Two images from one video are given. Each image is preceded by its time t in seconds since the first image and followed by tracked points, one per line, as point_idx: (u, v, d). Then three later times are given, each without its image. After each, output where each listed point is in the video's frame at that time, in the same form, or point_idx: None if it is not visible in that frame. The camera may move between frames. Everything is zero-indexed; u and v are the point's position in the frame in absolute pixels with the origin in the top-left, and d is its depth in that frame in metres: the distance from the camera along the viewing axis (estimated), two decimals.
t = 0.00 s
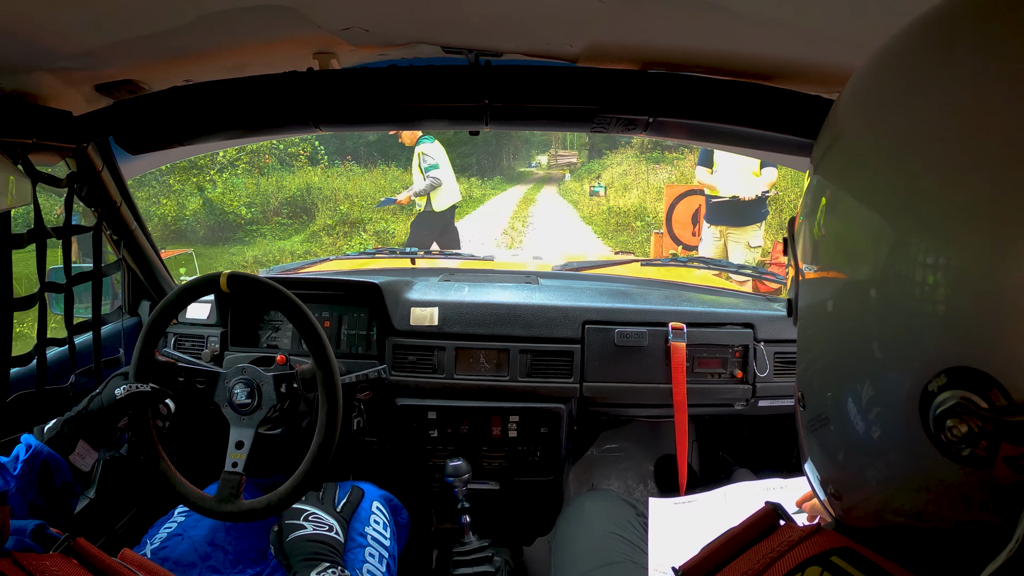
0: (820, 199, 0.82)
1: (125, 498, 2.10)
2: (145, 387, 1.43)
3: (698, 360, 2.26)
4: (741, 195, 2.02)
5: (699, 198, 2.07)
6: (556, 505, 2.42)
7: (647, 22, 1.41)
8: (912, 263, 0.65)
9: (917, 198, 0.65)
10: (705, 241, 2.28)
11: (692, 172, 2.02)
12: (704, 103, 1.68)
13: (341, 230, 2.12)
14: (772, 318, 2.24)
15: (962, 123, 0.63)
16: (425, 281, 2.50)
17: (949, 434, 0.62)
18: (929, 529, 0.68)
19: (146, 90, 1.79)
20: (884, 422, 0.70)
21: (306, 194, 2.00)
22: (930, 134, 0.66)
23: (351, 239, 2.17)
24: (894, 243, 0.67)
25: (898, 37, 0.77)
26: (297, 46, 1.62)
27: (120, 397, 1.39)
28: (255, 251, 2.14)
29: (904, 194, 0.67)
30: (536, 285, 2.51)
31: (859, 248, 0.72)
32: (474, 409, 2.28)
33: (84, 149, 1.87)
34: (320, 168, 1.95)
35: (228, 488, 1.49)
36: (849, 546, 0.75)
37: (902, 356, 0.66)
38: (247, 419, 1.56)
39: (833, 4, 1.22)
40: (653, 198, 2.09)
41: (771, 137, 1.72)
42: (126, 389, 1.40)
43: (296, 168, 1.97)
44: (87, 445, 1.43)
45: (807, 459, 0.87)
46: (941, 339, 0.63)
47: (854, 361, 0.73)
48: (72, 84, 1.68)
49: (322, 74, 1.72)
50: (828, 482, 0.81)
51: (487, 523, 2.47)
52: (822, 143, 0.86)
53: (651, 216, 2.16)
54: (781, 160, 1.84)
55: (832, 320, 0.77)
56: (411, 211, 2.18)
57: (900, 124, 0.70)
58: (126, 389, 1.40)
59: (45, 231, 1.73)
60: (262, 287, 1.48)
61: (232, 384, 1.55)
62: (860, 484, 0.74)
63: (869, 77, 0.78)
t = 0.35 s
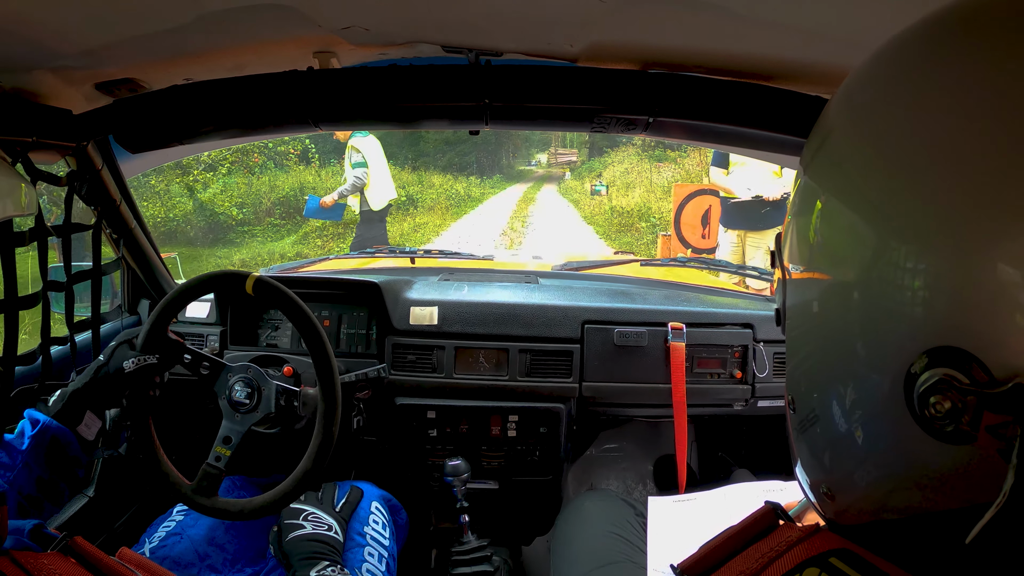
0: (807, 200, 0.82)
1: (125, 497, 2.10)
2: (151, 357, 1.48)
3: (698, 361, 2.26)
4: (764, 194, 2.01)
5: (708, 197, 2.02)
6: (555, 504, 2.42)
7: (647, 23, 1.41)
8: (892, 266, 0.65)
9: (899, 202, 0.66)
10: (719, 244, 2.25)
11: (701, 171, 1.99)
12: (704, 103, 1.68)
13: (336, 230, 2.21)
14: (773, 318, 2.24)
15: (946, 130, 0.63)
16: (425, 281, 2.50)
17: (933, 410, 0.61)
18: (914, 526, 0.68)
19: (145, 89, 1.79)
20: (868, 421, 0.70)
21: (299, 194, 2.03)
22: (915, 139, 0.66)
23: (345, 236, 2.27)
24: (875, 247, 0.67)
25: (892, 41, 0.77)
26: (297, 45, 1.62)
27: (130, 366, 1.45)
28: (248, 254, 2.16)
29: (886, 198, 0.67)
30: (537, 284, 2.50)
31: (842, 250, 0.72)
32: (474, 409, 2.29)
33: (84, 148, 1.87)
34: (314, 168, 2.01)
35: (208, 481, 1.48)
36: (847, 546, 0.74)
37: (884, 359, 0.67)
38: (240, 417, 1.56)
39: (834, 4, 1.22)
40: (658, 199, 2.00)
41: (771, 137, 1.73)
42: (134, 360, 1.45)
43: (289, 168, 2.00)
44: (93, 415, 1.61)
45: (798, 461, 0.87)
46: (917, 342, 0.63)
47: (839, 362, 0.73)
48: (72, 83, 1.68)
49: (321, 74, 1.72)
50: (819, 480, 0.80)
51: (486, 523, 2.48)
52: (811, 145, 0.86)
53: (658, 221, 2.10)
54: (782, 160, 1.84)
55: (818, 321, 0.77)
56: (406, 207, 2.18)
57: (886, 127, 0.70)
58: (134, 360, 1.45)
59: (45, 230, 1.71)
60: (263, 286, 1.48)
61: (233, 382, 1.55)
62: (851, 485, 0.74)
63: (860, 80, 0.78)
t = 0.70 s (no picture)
0: (796, 196, 0.82)
1: (126, 498, 2.10)
2: (152, 360, 1.46)
3: (699, 360, 2.25)
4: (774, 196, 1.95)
5: (718, 199, 2.01)
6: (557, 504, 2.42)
7: (646, 21, 1.41)
8: (881, 262, 0.65)
9: (887, 197, 0.65)
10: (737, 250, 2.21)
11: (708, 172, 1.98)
12: (703, 102, 1.68)
13: (328, 231, 2.25)
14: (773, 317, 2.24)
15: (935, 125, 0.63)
16: (425, 281, 2.50)
17: (924, 414, 0.61)
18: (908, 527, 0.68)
19: (146, 90, 1.80)
20: (857, 420, 0.70)
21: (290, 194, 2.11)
22: (903, 133, 0.66)
23: (336, 237, 2.29)
24: (864, 242, 0.67)
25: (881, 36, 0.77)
26: (297, 46, 1.62)
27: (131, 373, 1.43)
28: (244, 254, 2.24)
29: (874, 194, 0.67)
30: (537, 285, 2.49)
31: (831, 246, 0.72)
32: (475, 409, 2.29)
33: (84, 149, 1.87)
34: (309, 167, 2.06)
35: (208, 483, 1.49)
36: (841, 547, 0.76)
37: (874, 355, 0.66)
38: (241, 418, 1.56)
39: (833, 2, 1.22)
40: (659, 199, 2.05)
41: (771, 136, 1.73)
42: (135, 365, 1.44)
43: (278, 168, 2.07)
44: (99, 427, 1.47)
45: (791, 459, 0.87)
46: (907, 338, 0.63)
47: (829, 358, 0.73)
48: (73, 84, 1.68)
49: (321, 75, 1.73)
50: (812, 482, 0.80)
51: (487, 523, 2.48)
52: (800, 141, 0.86)
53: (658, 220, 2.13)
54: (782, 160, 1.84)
55: (809, 317, 0.76)
56: (404, 208, 2.13)
57: (874, 122, 0.70)
58: (135, 365, 1.44)
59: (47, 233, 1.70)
60: (262, 287, 1.48)
61: (233, 383, 1.55)
62: (841, 485, 0.74)
63: (848, 76, 0.78)
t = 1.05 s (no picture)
0: (803, 198, 0.82)
1: (125, 498, 2.10)
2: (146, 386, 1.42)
3: (698, 360, 2.26)
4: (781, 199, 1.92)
5: (727, 201, 1.99)
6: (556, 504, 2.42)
7: (647, 22, 1.41)
8: (887, 263, 0.65)
9: (894, 199, 0.66)
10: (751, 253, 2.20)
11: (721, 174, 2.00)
12: (704, 102, 1.68)
13: (320, 233, 2.15)
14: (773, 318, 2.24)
15: (942, 127, 0.63)
16: (425, 280, 2.50)
17: (933, 418, 0.61)
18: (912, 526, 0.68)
19: (145, 89, 1.79)
20: (863, 421, 0.70)
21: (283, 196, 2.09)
22: (910, 136, 0.66)
23: (325, 240, 2.19)
24: (870, 244, 0.67)
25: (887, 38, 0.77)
26: (297, 45, 1.62)
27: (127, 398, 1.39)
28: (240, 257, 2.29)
29: (880, 196, 0.67)
30: (537, 284, 2.49)
31: (838, 248, 0.72)
32: (474, 409, 2.29)
33: (84, 148, 1.87)
34: (308, 167, 1.99)
35: (225, 487, 1.49)
36: (846, 550, 0.76)
37: (880, 357, 0.67)
38: (246, 419, 1.56)
39: (834, 3, 1.22)
40: (662, 200, 2.03)
41: (772, 137, 1.73)
42: (130, 391, 1.40)
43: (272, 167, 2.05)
44: (94, 451, 1.40)
45: (795, 459, 0.87)
46: (912, 339, 0.63)
47: (834, 360, 0.73)
48: (72, 84, 1.68)
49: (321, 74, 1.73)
50: (817, 484, 0.80)
51: (487, 523, 2.48)
52: (807, 143, 0.86)
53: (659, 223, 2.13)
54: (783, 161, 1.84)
55: (815, 319, 0.77)
56: (401, 210, 2.12)
57: (882, 124, 0.70)
58: (131, 390, 1.39)
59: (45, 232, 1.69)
60: (263, 287, 1.48)
61: (232, 383, 1.55)
62: (846, 486, 0.74)
63: (855, 78, 0.78)
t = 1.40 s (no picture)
0: (801, 196, 0.82)
1: (125, 498, 2.10)
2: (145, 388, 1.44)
3: (698, 360, 2.26)
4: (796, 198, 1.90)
5: (739, 202, 1.92)
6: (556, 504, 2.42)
7: (647, 22, 1.41)
8: (886, 261, 0.65)
9: (892, 197, 0.66)
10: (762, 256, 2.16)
11: (732, 175, 1.96)
12: (704, 102, 1.68)
13: (313, 235, 2.10)
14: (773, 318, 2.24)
15: (940, 125, 0.63)
16: (425, 281, 2.49)
17: (932, 420, 0.61)
18: (911, 525, 0.68)
19: (145, 90, 1.80)
20: (862, 420, 0.70)
21: (276, 196, 2.01)
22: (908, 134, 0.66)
23: (316, 240, 2.13)
24: (869, 241, 0.67)
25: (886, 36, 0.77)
26: (298, 45, 1.62)
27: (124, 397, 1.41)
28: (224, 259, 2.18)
29: (879, 194, 0.67)
30: (537, 285, 2.49)
31: (836, 246, 0.72)
32: (474, 410, 2.29)
33: (84, 149, 1.87)
34: (302, 167, 1.98)
35: (225, 487, 1.48)
36: (845, 549, 0.77)
37: (878, 355, 0.67)
38: (246, 419, 1.56)
39: (834, 3, 1.23)
40: (665, 199, 1.97)
41: (772, 136, 1.73)
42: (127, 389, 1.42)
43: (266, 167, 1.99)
44: (87, 446, 1.43)
45: (793, 458, 0.87)
46: (912, 337, 0.63)
47: (833, 358, 0.73)
48: (72, 84, 1.68)
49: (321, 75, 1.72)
50: (816, 484, 0.80)
51: (487, 522, 2.49)
52: (805, 141, 0.86)
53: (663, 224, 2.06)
54: (783, 161, 1.84)
55: (813, 317, 0.77)
56: (398, 209, 2.07)
57: (879, 122, 0.70)
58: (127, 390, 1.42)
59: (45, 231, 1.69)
60: (263, 287, 1.48)
61: (232, 383, 1.55)
62: (846, 484, 0.74)
63: (853, 76, 0.78)
